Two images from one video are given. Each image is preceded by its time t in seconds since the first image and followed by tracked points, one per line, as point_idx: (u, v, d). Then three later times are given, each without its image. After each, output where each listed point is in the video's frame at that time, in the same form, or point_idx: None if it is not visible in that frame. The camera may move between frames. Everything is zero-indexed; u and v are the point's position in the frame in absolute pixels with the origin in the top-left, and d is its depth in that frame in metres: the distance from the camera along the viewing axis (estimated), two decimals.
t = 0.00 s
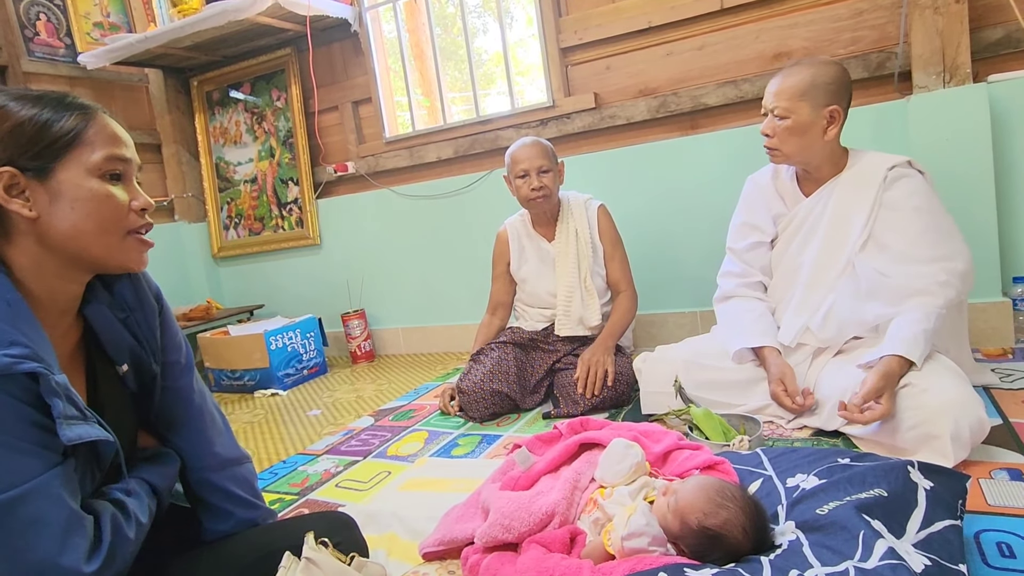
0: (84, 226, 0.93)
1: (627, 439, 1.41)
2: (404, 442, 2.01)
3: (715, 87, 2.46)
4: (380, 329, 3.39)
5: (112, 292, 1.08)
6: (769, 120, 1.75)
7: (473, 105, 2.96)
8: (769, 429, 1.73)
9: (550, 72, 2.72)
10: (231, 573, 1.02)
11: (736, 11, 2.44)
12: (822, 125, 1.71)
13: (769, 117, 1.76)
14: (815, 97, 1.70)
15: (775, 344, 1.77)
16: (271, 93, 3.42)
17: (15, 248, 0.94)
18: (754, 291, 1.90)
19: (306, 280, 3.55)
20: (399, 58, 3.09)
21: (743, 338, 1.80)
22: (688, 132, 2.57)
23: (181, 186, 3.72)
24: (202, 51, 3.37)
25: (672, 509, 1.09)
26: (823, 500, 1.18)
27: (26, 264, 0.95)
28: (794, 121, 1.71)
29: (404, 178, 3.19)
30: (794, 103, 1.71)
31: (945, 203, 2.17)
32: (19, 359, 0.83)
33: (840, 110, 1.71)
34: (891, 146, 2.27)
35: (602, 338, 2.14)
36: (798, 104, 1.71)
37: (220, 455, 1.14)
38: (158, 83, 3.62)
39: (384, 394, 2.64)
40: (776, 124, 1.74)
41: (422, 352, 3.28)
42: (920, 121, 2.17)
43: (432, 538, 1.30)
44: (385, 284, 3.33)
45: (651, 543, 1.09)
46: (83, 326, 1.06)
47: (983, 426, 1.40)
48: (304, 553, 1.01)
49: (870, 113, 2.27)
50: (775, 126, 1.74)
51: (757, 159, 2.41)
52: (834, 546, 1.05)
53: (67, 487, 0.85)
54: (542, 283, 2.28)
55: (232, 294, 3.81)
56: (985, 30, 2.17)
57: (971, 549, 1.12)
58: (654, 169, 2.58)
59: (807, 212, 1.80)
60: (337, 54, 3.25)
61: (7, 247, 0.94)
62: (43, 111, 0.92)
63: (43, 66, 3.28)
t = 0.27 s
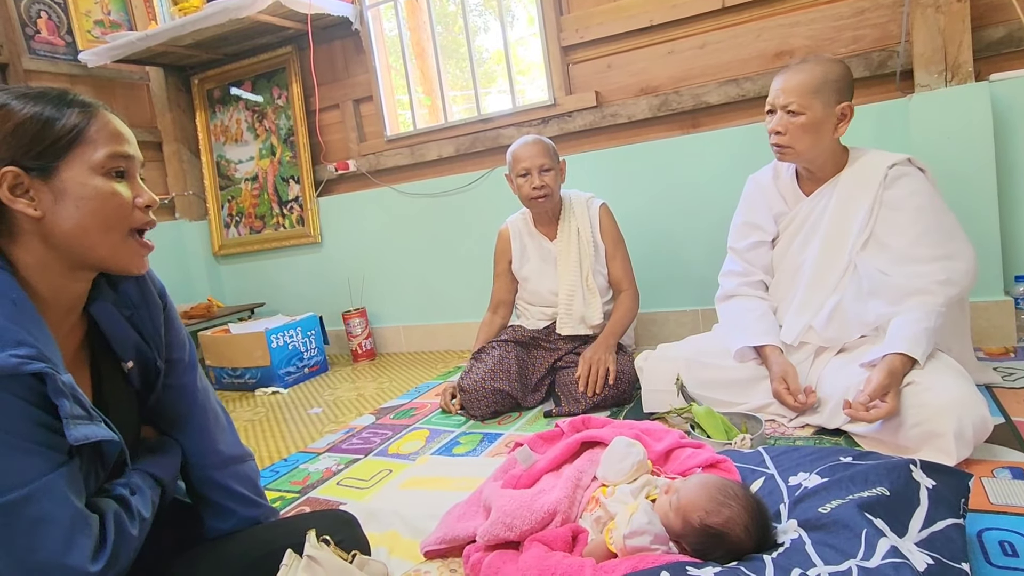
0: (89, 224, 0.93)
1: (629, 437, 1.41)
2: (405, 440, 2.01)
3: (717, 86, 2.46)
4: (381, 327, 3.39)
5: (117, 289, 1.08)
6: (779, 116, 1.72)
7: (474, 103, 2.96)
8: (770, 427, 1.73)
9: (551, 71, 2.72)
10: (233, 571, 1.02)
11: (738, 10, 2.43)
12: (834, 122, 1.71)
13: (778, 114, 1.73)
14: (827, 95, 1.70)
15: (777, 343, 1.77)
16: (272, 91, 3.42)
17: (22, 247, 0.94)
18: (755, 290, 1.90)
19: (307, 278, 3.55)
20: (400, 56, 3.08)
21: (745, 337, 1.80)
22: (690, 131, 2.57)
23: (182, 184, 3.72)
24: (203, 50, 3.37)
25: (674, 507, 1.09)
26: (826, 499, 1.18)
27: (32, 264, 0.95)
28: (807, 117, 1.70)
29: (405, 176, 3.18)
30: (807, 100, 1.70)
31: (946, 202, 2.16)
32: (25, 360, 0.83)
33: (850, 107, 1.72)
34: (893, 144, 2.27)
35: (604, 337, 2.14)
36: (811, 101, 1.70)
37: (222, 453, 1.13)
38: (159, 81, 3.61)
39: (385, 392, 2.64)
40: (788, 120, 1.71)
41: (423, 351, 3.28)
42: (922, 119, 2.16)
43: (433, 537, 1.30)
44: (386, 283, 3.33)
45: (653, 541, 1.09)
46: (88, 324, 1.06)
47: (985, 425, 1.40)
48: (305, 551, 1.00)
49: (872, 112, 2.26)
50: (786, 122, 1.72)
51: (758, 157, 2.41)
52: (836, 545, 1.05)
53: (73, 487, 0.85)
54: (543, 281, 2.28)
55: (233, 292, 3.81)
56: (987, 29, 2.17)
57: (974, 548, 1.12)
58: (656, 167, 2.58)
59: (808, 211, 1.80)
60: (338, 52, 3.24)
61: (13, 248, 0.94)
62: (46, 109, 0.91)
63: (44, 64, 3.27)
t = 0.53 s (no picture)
0: (75, 219, 0.92)
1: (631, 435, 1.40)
2: (406, 439, 2.01)
3: (719, 84, 2.45)
4: (382, 326, 3.38)
5: (114, 286, 1.06)
6: (787, 112, 1.70)
7: (475, 101, 2.95)
8: (773, 425, 1.72)
9: (553, 69, 2.71)
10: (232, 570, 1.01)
11: (740, 7, 2.43)
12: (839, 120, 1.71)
13: (785, 109, 1.71)
14: (836, 92, 1.69)
15: (778, 341, 1.76)
16: (273, 89, 3.41)
17: (13, 247, 0.93)
18: (757, 288, 1.89)
19: (307, 277, 3.54)
20: (401, 55, 3.08)
21: (747, 335, 1.79)
22: (691, 129, 2.56)
23: (182, 182, 3.71)
24: (203, 47, 3.36)
25: (677, 505, 1.08)
26: (829, 496, 1.17)
27: (24, 263, 0.94)
28: (816, 114, 1.68)
29: (405, 175, 3.18)
30: (817, 96, 1.68)
31: (949, 200, 2.16)
32: None
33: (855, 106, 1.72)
34: (896, 143, 2.26)
35: (605, 335, 2.13)
36: (821, 98, 1.68)
37: (222, 452, 1.12)
38: (159, 79, 3.61)
39: (385, 390, 2.64)
40: (796, 116, 1.69)
41: (424, 349, 3.28)
42: (925, 117, 2.15)
43: (434, 534, 1.29)
44: (387, 281, 3.32)
45: (656, 539, 1.08)
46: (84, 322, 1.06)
47: (988, 422, 1.40)
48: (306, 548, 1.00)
49: (875, 110, 2.25)
50: (795, 118, 1.70)
51: (760, 155, 2.40)
52: (841, 543, 1.04)
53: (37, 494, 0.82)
54: (544, 279, 2.27)
55: (233, 291, 3.80)
56: (990, 26, 2.16)
57: (978, 546, 1.12)
58: (657, 165, 2.57)
59: (808, 210, 1.79)
60: (339, 50, 3.23)
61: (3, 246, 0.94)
62: (30, 103, 0.90)
63: (44, 62, 3.27)
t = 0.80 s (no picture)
0: (80, 221, 0.92)
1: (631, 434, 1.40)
2: (407, 437, 2.01)
3: (720, 83, 2.45)
4: (383, 325, 3.38)
5: (123, 284, 1.07)
6: (793, 111, 1.69)
7: (476, 101, 2.95)
8: (774, 425, 1.72)
9: (554, 68, 2.71)
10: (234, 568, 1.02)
11: (742, 7, 2.43)
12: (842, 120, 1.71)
13: (792, 108, 1.70)
14: (841, 92, 1.69)
15: (779, 340, 1.76)
16: (274, 88, 3.41)
17: (19, 246, 0.94)
18: (758, 288, 1.89)
19: (308, 276, 3.54)
20: (402, 54, 3.08)
21: (748, 335, 1.79)
22: (693, 128, 2.56)
23: (183, 181, 3.72)
24: (205, 46, 3.36)
25: (678, 504, 1.08)
26: (830, 495, 1.17)
27: (28, 262, 0.95)
28: (823, 114, 1.68)
29: (407, 174, 3.18)
30: (824, 96, 1.67)
31: (950, 199, 2.16)
32: None
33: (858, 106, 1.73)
34: (897, 142, 2.26)
35: (606, 334, 2.13)
36: (828, 97, 1.67)
37: (224, 451, 1.12)
38: (161, 78, 3.61)
39: (386, 389, 2.64)
40: (802, 115, 1.68)
41: (425, 348, 3.28)
42: (926, 117, 2.15)
43: (435, 533, 1.29)
44: (388, 280, 3.32)
45: (656, 538, 1.08)
46: (92, 321, 1.06)
47: (989, 422, 1.40)
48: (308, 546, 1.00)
49: (876, 109, 2.25)
50: (801, 116, 1.69)
51: (761, 155, 2.40)
52: (841, 542, 1.04)
53: None
54: (546, 278, 2.27)
55: (235, 290, 3.81)
56: (992, 26, 2.16)
57: (979, 546, 1.12)
58: (659, 165, 2.57)
59: (808, 210, 1.79)
60: (340, 49, 3.24)
61: (8, 246, 0.94)
62: (42, 103, 0.91)
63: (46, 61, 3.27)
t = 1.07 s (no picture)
0: (79, 224, 0.93)
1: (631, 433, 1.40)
2: (407, 437, 2.01)
3: (721, 83, 2.45)
4: (384, 324, 3.39)
5: (124, 285, 1.07)
6: (798, 111, 1.69)
7: (477, 100, 2.95)
8: (774, 425, 1.73)
9: (555, 68, 2.72)
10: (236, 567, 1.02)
11: (743, 6, 2.43)
12: (846, 121, 1.72)
13: (797, 108, 1.70)
14: (846, 92, 1.69)
15: (779, 340, 1.77)
16: (276, 87, 3.42)
17: (17, 247, 0.94)
18: (758, 288, 1.89)
19: (310, 275, 3.55)
20: (404, 53, 3.08)
21: (748, 335, 1.80)
22: (694, 128, 2.56)
23: (185, 181, 3.72)
24: (207, 45, 3.37)
25: (677, 504, 1.09)
26: (829, 495, 1.18)
27: (27, 264, 0.95)
28: (829, 114, 1.68)
29: (408, 173, 3.18)
30: (830, 96, 1.67)
31: (951, 199, 2.16)
32: None
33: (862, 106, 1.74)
34: (898, 142, 2.26)
35: (607, 334, 2.13)
36: (833, 97, 1.67)
37: (224, 452, 1.13)
38: (163, 78, 3.62)
39: (387, 388, 2.65)
40: (808, 116, 1.68)
41: (426, 347, 3.28)
42: (927, 117, 2.15)
43: (435, 532, 1.30)
44: (389, 279, 3.33)
45: (656, 537, 1.09)
46: (93, 323, 1.06)
47: (989, 422, 1.40)
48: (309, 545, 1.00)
49: (877, 109, 2.25)
50: (806, 117, 1.69)
51: (762, 155, 2.40)
52: (840, 542, 1.05)
53: None
54: (546, 278, 2.28)
55: (236, 289, 3.81)
56: (993, 26, 2.16)
57: (977, 546, 1.12)
58: (659, 165, 2.57)
59: (809, 210, 1.80)
60: (341, 48, 3.24)
61: (5, 246, 0.94)
62: (43, 103, 0.91)
63: (48, 61, 3.28)
